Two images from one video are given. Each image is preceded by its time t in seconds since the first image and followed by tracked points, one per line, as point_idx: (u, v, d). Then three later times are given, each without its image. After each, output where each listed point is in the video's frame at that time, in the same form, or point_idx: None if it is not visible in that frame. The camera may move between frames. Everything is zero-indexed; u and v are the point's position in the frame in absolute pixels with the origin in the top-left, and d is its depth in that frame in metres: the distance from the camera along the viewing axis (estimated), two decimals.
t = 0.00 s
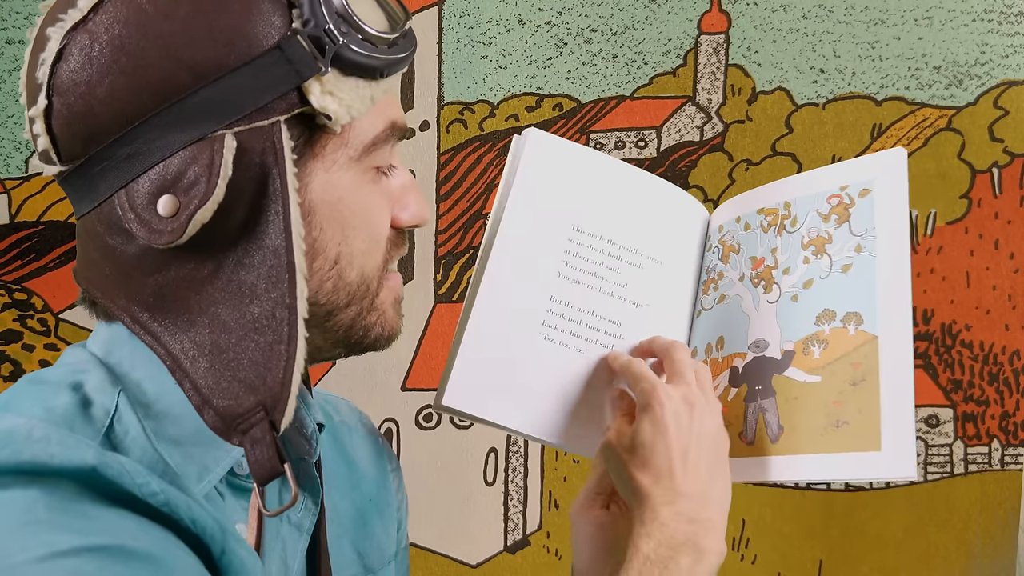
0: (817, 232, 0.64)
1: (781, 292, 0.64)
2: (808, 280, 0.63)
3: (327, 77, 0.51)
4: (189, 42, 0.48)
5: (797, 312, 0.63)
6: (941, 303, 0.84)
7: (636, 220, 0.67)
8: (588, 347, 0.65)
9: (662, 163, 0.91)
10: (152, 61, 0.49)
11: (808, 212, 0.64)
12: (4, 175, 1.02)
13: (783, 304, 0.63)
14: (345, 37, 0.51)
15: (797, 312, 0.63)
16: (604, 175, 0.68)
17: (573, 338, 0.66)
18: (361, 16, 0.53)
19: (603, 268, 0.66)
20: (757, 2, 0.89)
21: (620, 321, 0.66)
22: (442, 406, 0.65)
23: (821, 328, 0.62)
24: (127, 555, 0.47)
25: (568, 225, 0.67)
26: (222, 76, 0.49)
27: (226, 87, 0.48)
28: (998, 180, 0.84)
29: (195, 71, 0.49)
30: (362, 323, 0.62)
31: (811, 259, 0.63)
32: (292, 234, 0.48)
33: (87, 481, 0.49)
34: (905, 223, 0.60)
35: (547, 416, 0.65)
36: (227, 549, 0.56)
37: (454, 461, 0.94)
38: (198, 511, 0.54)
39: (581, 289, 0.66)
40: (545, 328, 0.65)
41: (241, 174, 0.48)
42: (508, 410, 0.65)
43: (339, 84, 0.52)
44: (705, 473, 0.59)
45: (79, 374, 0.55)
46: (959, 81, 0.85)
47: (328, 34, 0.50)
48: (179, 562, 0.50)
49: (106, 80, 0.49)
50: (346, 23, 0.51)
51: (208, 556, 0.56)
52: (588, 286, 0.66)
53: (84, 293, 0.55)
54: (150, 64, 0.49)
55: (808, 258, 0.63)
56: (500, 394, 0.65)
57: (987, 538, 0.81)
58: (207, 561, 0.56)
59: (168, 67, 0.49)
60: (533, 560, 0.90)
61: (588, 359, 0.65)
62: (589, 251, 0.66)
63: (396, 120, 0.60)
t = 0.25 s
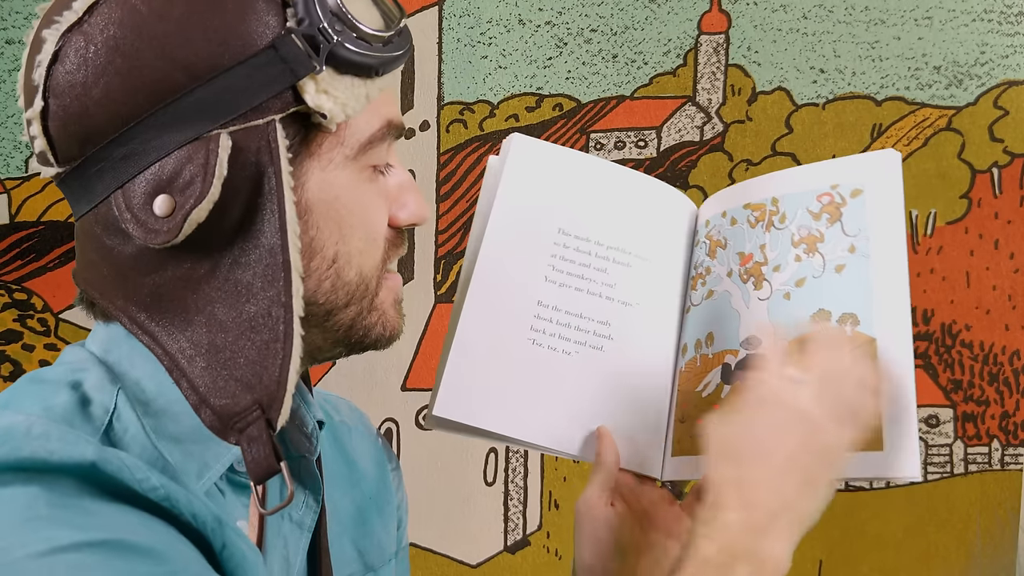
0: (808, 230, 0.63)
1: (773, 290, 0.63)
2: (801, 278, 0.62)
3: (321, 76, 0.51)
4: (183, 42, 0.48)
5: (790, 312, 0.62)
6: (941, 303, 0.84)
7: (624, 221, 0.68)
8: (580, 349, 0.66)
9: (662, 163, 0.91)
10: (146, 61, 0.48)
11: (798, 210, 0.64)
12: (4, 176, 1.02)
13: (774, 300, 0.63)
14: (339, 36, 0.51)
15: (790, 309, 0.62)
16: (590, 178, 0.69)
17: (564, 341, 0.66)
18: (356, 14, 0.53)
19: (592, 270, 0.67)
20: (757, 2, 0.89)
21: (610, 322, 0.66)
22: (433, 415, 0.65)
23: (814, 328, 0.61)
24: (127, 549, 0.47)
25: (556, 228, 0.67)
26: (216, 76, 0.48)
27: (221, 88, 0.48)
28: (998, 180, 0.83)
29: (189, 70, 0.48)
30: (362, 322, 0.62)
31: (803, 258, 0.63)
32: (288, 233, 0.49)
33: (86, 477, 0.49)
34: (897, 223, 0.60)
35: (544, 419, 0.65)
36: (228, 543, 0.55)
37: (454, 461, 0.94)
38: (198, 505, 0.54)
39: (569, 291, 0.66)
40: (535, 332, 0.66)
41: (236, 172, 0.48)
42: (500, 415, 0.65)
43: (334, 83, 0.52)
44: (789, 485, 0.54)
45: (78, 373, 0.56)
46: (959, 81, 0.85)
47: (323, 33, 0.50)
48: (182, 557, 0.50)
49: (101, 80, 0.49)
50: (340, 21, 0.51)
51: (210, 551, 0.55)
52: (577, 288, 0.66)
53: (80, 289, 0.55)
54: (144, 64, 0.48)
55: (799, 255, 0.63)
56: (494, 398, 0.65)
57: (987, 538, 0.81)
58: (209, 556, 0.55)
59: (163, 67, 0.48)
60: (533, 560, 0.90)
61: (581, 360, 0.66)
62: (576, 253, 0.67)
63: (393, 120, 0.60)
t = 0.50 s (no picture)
0: (810, 228, 0.64)
1: (773, 289, 0.64)
2: (802, 279, 0.63)
3: (313, 73, 0.51)
4: (174, 42, 0.48)
5: (791, 311, 0.63)
6: (941, 303, 0.84)
7: (615, 218, 0.67)
8: (572, 350, 0.66)
9: (663, 163, 0.91)
10: (138, 61, 0.49)
11: (799, 207, 0.64)
12: (5, 175, 1.02)
13: (775, 300, 0.63)
14: (331, 32, 0.51)
15: (793, 310, 0.63)
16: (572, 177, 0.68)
17: (554, 343, 0.66)
18: (348, 11, 0.53)
19: (581, 270, 0.66)
20: (758, 2, 0.89)
21: (602, 321, 0.66)
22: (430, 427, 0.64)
23: (819, 330, 0.62)
24: (133, 541, 0.47)
25: (540, 228, 0.67)
26: (208, 75, 0.49)
27: (212, 87, 0.48)
28: (998, 180, 0.83)
29: (181, 70, 0.48)
30: (362, 321, 0.61)
31: (804, 257, 0.63)
32: (280, 231, 0.48)
33: (91, 472, 0.49)
34: (904, 226, 0.60)
35: (540, 423, 0.65)
36: (234, 534, 0.54)
37: (454, 461, 0.94)
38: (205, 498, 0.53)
39: (559, 292, 0.66)
40: (526, 335, 0.65)
41: (228, 171, 0.48)
42: (495, 420, 0.64)
43: (327, 80, 0.52)
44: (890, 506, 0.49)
45: (81, 371, 0.56)
46: (959, 81, 0.85)
47: (314, 30, 0.50)
48: (188, 548, 0.50)
49: (93, 80, 0.49)
50: (332, 18, 0.51)
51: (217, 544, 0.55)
52: (568, 288, 0.66)
53: (83, 294, 0.55)
54: (136, 64, 0.49)
55: (801, 254, 0.64)
56: (488, 404, 0.65)
57: (987, 538, 0.81)
58: (216, 548, 0.55)
59: (154, 67, 0.48)
60: (533, 560, 0.90)
61: (573, 361, 0.66)
62: (565, 252, 0.66)
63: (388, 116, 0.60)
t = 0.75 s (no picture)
0: (810, 234, 0.64)
1: (774, 292, 0.64)
2: (803, 283, 0.64)
3: (324, 79, 0.51)
4: (187, 40, 0.49)
5: (793, 315, 0.63)
6: (941, 303, 0.84)
7: (598, 221, 0.67)
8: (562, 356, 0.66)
9: (662, 163, 0.91)
10: (151, 57, 0.49)
11: (799, 212, 0.65)
12: (4, 175, 1.02)
13: (775, 303, 0.64)
14: (344, 41, 0.51)
15: (794, 314, 0.63)
16: (559, 185, 0.68)
17: (543, 350, 0.66)
18: (364, 21, 0.53)
19: (570, 274, 0.66)
20: (757, 2, 0.89)
21: (591, 325, 0.66)
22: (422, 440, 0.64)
23: (820, 334, 0.63)
24: (137, 541, 0.47)
25: (526, 236, 0.67)
26: (220, 74, 0.49)
27: (223, 85, 0.49)
28: (998, 180, 0.83)
29: (193, 67, 0.49)
30: (363, 329, 0.61)
31: (805, 262, 0.64)
32: (282, 233, 0.48)
33: (94, 474, 0.49)
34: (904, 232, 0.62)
35: (532, 429, 0.65)
36: (236, 535, 0.55)
37: (454, 461, 0.94)
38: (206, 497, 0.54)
39: (547, 299, 0.66)
40: (513, 343, 0.66)
41: (233, 169, 0.48)
42: (490, 428, 0.65)
43: (337, 87, 0.52)
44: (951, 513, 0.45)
45: (82, 372, 0.55)
46: (959, 81, 0.85)
47: (328, 37, 0.51)
48: (189, 548, 0.50)
49: (106, 73, 0.49)
50: (346, 26, 0.51)
51: (218, 544, 0.55)
52: (555, 294, 0.66)
53: (83, 288, 0.55)
54: (149, 59, 0.49)
55: (802, 259, 0.64)
56: (479, 412, 0.65)
57: (987, 538, 0.81)
58: (217, 549, 0.55)
59: (168, 64, 0.49)
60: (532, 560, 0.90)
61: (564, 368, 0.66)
62: (552, 259, 0.67)
63: (396, 126, 0.60)
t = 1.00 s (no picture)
0: (809, 235, 0.65)
1: (773, 293, 0.64)
2: (802, 285, 0.64)
3: (315, 66, 0.52)
4: (182, 26, 0.50)
5: (791, 316, 0.63)
6: (941, 303, 0.84)
7: (598, 222, 0.67)
8: (562, 357, 0.66)
9: (663, 163, 0.91)
10: (146, 41, 0.50)
11: (797, 214, 0.65)
12: (4, 176, 1.02)
13: (774, 305, 0.64)
14: (337, 30, 0.52)
15: (793, 315, 0.63)
16: (560, 185, 0.68)
17: (544, 351, 0.66)
18: (361, 17, 0.55)
19: (570, 275, 0.66)
20: (757, 2, 0.89)
21: (592, 326, 0.66)
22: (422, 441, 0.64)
23: (819, 335, 0.63)
24: (134, 545, 0.47)
25: (527, 236, 0.67)
26: (212, 58, 0.49)
27: (214, 68, 0.49)
28: (998, 180, 0.84)
29: (186, 51, 0.49)
30: (349, 331, 0.61)
31: (804, 263, 0.64)
32: (263, 212, 0.47)
33: (91, 478, 0.49)
34: (901, 233, 0.62)
35: (532, 430, 0.65)
36: (234, 537, 0.55)
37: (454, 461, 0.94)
38: (204, 501, 0.53)
39: (547, 299, 0.66)
40: (514, 344, 0.66)
41: (218, 151, 0.47)
42: (490, 429, 0.65)
43: (328, 75, 0.52)
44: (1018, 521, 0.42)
45: (77, 375, 0.54)
46: (959, 81, 0.85)
47: (319, 26, 0.51)
48: (187, 550, 0.50)
49: (104, 57, 0.51)
50: (340, 18, 0.52)
51: (216, 546, 0.55)
52: (555, 294, 0.66)
53: (79, 278, 0.54)
54: (145, 43, 0.50)
55: (801, 260, 0.64)
56: (479, 413, 0.65)
57: (987, 538, 0.81)
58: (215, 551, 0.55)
59: (162, 48, 0.50)
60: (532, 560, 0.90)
61: (565, 368, 0.66)
62: (553, 260, 0.66)
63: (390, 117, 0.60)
